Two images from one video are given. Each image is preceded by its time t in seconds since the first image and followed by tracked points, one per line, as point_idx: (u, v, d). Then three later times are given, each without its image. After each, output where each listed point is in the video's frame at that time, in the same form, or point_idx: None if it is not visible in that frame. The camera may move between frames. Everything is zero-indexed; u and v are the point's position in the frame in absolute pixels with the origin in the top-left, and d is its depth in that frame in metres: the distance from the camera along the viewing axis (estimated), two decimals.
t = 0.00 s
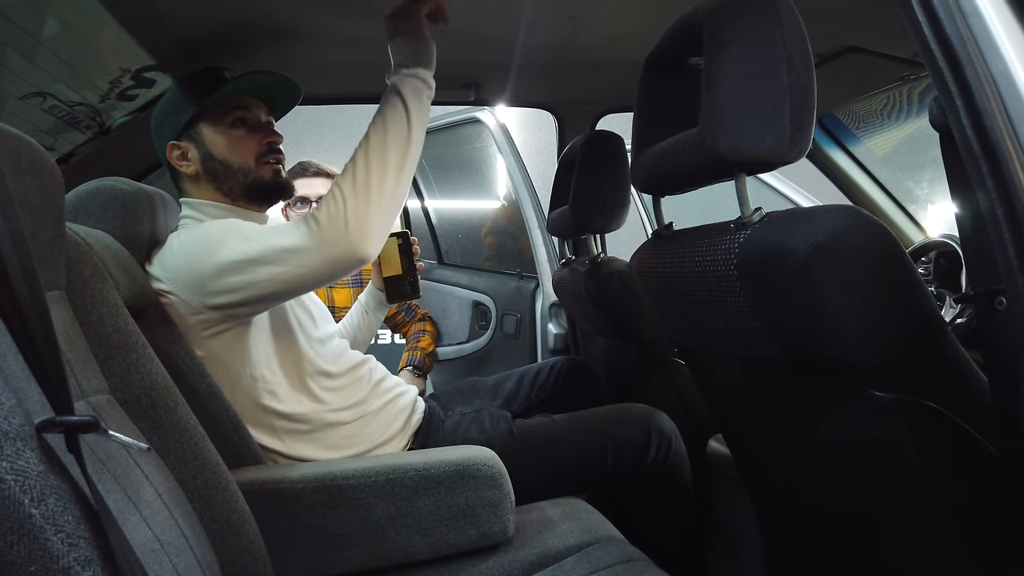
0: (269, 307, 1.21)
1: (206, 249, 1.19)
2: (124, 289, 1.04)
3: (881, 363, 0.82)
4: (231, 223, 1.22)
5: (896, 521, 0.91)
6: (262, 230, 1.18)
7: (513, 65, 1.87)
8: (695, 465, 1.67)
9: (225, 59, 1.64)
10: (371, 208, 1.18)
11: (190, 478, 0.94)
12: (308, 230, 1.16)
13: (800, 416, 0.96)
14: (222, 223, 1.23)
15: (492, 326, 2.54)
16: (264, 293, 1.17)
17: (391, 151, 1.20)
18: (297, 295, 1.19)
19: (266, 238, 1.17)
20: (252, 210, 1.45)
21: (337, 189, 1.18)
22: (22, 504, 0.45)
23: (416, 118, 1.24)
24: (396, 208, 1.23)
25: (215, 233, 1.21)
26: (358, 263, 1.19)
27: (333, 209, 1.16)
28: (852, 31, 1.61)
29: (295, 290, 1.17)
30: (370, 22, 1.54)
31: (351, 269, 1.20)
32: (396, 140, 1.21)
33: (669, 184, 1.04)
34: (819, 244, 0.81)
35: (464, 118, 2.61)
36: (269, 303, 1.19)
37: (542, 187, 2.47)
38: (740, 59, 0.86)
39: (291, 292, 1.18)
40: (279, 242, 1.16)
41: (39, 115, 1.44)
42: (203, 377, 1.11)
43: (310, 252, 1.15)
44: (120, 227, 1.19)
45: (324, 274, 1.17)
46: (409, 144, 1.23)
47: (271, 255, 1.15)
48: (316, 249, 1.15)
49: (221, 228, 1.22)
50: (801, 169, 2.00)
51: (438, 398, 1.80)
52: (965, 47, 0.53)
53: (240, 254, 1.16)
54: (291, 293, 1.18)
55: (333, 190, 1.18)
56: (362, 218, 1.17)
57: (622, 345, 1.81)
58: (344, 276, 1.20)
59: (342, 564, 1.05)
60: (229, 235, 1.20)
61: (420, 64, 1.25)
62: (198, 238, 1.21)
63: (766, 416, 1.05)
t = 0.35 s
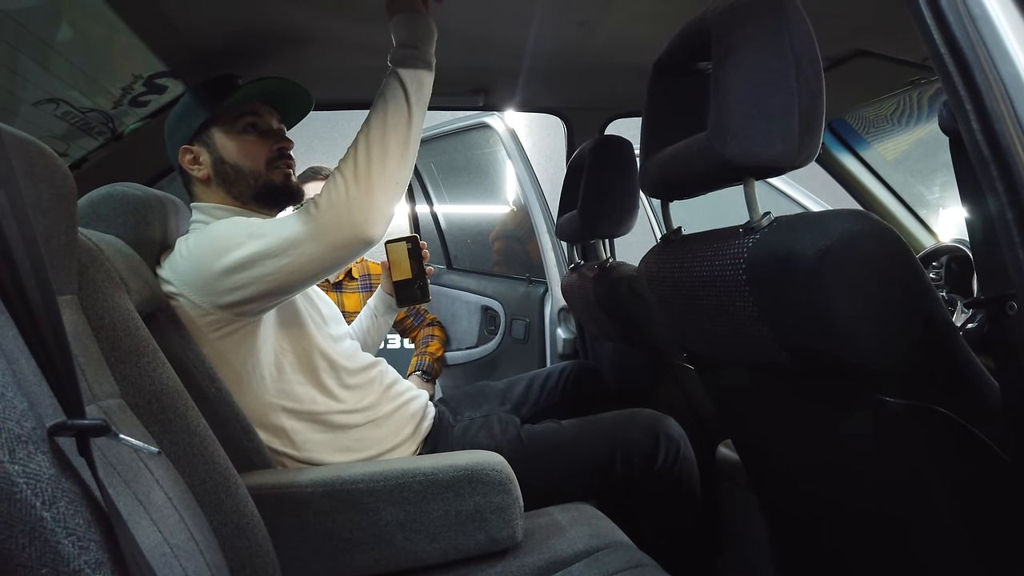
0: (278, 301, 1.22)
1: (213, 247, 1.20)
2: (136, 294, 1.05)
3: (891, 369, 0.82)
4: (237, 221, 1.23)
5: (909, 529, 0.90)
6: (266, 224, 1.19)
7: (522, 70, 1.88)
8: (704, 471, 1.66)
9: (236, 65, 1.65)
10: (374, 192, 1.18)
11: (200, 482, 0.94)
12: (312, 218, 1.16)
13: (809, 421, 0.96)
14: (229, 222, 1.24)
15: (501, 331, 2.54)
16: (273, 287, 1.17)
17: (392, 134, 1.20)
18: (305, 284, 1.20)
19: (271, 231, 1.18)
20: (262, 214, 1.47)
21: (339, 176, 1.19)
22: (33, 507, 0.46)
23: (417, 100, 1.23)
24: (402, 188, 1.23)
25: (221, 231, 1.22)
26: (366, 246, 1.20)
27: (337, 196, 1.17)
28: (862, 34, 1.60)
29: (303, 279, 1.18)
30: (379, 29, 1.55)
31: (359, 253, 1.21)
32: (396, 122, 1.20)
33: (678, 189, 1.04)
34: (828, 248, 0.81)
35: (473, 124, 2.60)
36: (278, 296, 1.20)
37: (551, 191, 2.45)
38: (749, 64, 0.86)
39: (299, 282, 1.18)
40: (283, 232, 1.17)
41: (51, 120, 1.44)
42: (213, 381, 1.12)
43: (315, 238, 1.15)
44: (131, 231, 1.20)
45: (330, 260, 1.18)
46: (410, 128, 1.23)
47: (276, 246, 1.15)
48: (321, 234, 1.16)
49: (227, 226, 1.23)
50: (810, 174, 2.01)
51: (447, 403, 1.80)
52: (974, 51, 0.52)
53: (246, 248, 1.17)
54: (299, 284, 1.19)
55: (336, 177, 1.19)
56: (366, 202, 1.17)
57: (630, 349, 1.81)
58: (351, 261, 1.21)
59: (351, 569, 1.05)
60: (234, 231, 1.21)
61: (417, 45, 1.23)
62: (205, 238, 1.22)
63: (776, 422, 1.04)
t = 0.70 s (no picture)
0: (284, 320, 1.22)
1: (221, 263, 1.20)
2: (142, 311, 1.05)
3: (898, 390, 0.81)
4: (245, 239, 1.23)
5: (918, 550, 0.89)
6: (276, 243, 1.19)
7: (527, 86, 1.89)
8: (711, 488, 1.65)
9: (244, 81, 1.67)
10: (384, 216, 1.18)
11: (204, 500, 0.95)
12: (324, 239, 1.16)
13: (816, 440, 0.95)
14: (238, 239, 1.24)
15: (506, 344, 2.53)
16: (280, 305, 1.17)
17: (402, 158, 1.21)
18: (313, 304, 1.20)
19: (281, 251, 1.17)
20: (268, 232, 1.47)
21: (349, 199, 1.19)
22: (35, 534, 0.46)
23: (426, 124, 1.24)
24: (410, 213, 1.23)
25: (230, 248, 1.22)
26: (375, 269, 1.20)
27: (349, 218, 1.17)
28: (867, 49, 1.61)
29: (310, 300, 1.18)
30: (386, 46, 1.56)
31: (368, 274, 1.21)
32: (406, 147, 1.21)
33: (683, 207, 1.03)
34: (833, 270, 0.81)
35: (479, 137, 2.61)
36: (284, 315, 1.20)
37: (557, 204, 2.45)
38: (752, 84, 0.86)
39: (307, 302, 1.19)
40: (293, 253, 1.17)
41: (58, 135, 1.46)
42: (218, 399, 1.12)
43: (325, 260, 1.16)
44: (137, 247, 1.20)
45: (338, 282, 1.18)
46: (421, 152, 1.23)
47: (285, 266, 1.15)
48: (331, 257, 1.16)
49: (236, 242, 1.22)
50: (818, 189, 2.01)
51: (452, 418, 1.79)
52: (978, 74, 0.52)
53: (255, 267, 1.17)
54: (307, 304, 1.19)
55: (347, 198, 1.19)
56: (376, 226, 1.18)
57: (635, 364, 1.80)
58: (359, 282, 1.21)
59: None
60: (244, 249, 1.21)
61: (427, 67, 1.25)
62: (213, 254, 1.22)
63: (782, 439, 1.03)
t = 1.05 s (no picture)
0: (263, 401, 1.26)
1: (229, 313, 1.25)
2: (147, 328, 1.06)
3: (906, 409, 0.81)
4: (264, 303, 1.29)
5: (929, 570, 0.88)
6: (280, 328, 1.24)
7: (532, 104, 1.90)
8: (718, 507, 1.63)
9: (252, 99, 1.69)
10: (377, 362, 1.23)
11: (208, 518, 0.94)
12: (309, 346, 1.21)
13: (823, 459, 0.94)
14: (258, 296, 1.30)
15: (512, 361, 2.53)
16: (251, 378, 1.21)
17: (412, 331, 1.26)
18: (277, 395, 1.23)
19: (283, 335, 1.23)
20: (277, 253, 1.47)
21: (360, 325, 1.24)
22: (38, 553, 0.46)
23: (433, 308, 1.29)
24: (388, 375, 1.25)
25: (246, 299, 1.28)
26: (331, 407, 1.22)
27: (350, 346, 1.22)
28: (870, 67, 1.62)
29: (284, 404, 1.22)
30: (392, 64, 1.58)
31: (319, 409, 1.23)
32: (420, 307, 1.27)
33: (688, 225, 1.03)
34: (839, 288, 0.80)
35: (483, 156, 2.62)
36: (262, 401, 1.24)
37: (563, 221, 2.44)
38: (756, 101, 0.86)
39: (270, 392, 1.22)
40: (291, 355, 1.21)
41: (68, 155, 1.45)
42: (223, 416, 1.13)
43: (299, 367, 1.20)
44: (144, 267, 1.21)
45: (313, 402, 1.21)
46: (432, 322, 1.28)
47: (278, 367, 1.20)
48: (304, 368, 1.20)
49: (253, 301, 1.29)
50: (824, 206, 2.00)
51: (457, 435, 1.78)
52: (983, 92, 0.52)
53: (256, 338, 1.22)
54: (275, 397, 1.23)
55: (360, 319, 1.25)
56: (364, 369, 1.22)
57: (641, 381, 1.79)
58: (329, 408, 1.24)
59: None
60: (257, 313, 1.27)
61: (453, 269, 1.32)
62: (229, 299, 1.27)
63: (789, 458, 1.02)
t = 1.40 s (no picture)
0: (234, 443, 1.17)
1: (235, 345, 1.20)
2: (155, 337, 1.06)
3: (913, 415, 0.80)
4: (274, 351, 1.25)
5: None
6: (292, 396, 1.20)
7: (538, 116, 1.91)
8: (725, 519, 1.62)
9: (260, 111, 1.71)
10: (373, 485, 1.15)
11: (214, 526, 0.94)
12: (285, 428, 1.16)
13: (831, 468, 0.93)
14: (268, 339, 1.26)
15: (518, 372, 2.51)
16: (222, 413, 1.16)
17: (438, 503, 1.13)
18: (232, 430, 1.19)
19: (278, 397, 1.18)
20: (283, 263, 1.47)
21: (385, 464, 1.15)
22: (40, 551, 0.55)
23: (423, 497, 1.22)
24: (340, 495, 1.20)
25: (254, 340, 1.23)
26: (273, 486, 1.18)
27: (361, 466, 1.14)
28: (874, 79, 1.62)
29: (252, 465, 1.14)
30: (399, 76, 1.60)
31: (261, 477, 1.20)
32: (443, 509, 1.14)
33: (694, 233, 1.04)
34: (844, 293, 0.80)
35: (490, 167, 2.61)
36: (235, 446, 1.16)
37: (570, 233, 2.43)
38: (760, 109, 0.87)
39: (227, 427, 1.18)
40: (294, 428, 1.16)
41: (78, 166, 1.44)
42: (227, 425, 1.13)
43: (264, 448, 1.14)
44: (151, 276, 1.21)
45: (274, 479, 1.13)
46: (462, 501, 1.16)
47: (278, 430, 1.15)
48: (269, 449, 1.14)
49: (260, 344, 1.24)
50: (830, 218, 1.99)
51: (462, 446, 1.77)
52: (987, 97, 0.52)
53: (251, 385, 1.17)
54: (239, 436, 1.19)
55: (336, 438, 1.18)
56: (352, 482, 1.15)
57: (648, 393, 1.78)
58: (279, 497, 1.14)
59: None
60: (264, 357, 1.22)
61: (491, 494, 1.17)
62: (251, 335, 1.23)
63: (797, 468, 1.01)
